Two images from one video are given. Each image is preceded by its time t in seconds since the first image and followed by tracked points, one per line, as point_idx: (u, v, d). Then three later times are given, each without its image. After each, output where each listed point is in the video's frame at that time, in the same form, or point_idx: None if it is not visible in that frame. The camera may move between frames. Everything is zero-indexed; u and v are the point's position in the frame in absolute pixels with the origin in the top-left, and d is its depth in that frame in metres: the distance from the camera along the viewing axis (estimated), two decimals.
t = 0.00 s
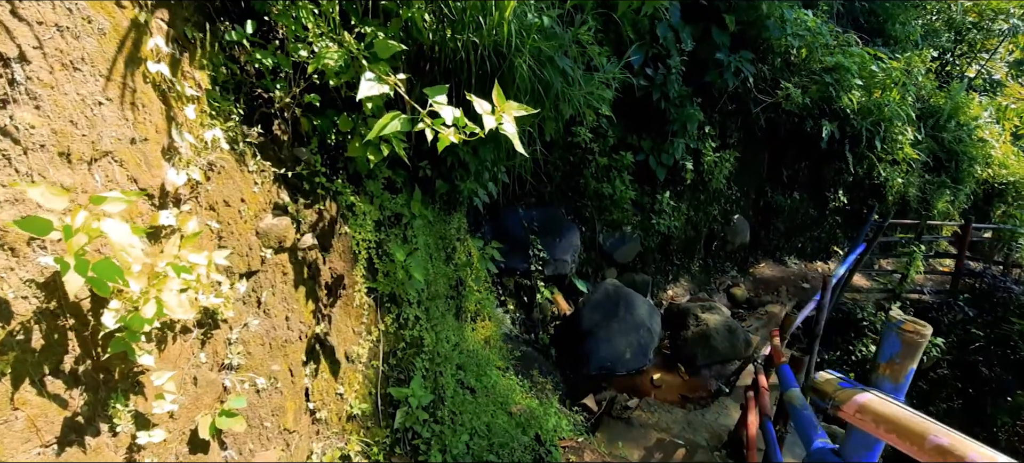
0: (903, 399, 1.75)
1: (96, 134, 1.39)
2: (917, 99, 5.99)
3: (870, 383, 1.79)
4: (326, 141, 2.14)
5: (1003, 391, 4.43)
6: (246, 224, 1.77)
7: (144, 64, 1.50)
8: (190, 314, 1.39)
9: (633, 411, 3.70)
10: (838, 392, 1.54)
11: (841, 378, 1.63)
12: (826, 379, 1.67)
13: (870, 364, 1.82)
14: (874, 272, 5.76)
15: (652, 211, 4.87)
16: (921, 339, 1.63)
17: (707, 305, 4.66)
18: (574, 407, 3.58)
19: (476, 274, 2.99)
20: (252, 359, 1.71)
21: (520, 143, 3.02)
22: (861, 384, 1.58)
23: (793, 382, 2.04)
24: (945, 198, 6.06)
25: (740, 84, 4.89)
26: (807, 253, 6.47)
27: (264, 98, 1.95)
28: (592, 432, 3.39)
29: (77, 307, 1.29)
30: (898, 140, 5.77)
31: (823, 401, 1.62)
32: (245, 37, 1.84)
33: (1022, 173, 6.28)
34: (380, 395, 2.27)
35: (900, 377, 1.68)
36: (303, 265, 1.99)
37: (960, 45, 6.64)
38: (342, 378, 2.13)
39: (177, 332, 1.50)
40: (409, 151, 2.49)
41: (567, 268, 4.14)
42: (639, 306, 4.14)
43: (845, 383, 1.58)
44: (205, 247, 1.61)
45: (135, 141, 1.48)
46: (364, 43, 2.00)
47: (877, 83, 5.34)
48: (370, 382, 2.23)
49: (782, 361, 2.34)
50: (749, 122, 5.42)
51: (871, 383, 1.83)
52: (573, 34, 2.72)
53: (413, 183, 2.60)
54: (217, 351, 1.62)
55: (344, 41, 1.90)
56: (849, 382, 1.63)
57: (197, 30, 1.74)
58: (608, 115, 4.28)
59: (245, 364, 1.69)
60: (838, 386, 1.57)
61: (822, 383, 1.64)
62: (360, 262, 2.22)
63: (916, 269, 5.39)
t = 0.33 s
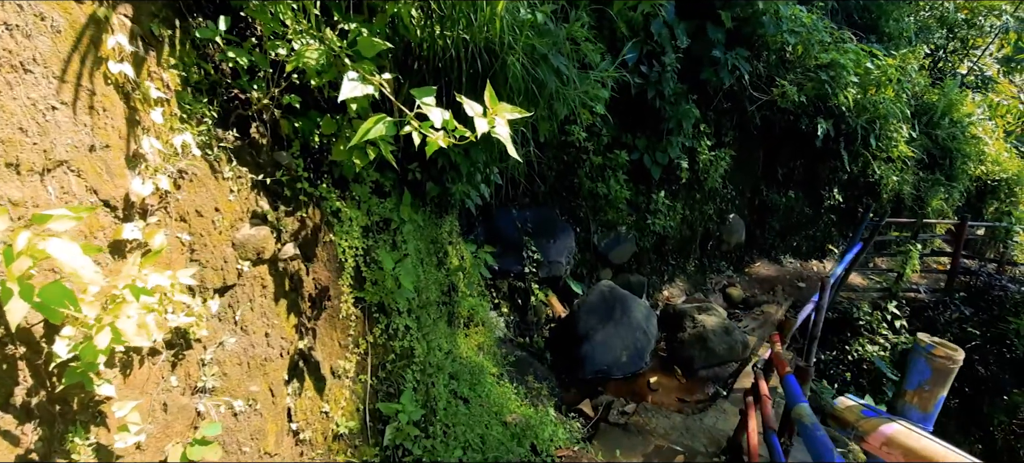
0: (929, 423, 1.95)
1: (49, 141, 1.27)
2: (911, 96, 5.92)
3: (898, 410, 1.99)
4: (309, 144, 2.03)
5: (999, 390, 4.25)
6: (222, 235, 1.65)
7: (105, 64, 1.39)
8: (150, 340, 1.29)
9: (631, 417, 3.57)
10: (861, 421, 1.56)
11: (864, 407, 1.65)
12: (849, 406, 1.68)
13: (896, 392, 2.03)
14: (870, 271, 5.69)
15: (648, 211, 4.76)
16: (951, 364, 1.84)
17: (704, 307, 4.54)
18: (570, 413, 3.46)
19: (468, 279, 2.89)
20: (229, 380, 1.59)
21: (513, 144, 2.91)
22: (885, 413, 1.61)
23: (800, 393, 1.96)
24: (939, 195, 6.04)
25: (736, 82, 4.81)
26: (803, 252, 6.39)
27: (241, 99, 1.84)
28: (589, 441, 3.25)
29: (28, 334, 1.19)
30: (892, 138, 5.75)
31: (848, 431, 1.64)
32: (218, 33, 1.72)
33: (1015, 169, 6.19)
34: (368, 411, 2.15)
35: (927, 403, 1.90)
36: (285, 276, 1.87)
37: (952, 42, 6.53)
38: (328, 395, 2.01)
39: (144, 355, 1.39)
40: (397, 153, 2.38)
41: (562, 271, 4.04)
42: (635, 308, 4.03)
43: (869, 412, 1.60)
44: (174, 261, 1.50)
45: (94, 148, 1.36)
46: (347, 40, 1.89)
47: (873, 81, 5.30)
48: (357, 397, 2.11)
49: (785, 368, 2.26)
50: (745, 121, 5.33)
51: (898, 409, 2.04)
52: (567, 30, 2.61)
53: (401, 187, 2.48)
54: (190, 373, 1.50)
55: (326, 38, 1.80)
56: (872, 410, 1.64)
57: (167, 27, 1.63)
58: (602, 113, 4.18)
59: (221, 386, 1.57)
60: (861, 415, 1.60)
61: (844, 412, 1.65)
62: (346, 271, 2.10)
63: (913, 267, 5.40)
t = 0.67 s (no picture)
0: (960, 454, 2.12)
1: None
2: (906, 94, 5.82)
3: (930, 440, 2.16)
4: (291, 148, 1.92)
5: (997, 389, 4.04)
6: (193, 247, 1.55)
7: (62, 65, 1.29)
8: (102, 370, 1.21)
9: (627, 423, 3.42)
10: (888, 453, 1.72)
11: (888, 438, 1.83)
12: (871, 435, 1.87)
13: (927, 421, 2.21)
14: (866, 270, 5.62)
15: (643, 212, 4.67)
16: (985, 391, 2.02)
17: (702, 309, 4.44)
18: (566, 420, 3.31)
19: (460, 283, 2.81)
20: (202, 403, 1.48)
21: (505, 146, 2.82)
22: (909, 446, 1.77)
23: (807, 407, 1.88)
24: (935, 193, 5.96)
25: (732, 80, 4.72)
26: (799, 252, 6.29)
27: (216, 101, 1.75)
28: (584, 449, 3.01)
29: None
30: (888, 136, 5.69)
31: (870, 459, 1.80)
32: (189, 31, 1.63)
33: (1010, 166, 6.05)
34: (356, 428, 2.00)
35: (959, 433, 2.07)
36: (264, 289, 1.76)
37: (945, 39, 6.36)
38: (313, 412, 1.87)
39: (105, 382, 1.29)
40: (384, 156, 2.28)
41: (558, 273, 3.95)
42: (632, 311, 3.91)
43: (894, 444, 1.78)
44: (137, 277, 1.40)
45: (47, 156, 1.26)
46: (328, 38, 1.79)
47: (869, 78, 5.18)
48: (345, 414, 1.97)
49: (788, 378, 2.17)
50: (741, 120, 5.26)
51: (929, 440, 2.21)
52: (560, 28, 2.51)
53: (390, 191, 2.39)
54: (158, 398, 1.39)
55: (306, 36, 1.70)
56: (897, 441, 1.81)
57: (135, 24, 1.53)
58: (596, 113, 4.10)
59: (194, 409, 1.45)
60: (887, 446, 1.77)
61: (867, 442, 1.82)
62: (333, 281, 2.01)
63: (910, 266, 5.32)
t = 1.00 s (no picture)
0: None
1: None
2: (905, 92, 5.71)
3: None
4: (274, 151, 1.83)
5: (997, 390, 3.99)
6: (165, 258, 1.47)
7: (18, 63, 1.20)
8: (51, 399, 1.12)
9: (625, 429, 3.27)
10: None
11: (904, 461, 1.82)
12: None
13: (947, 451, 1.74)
14: (865, 270, 5.53)
15: (641, 213, 4.58)
16: None
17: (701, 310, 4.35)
18: (563, 424, 3.19)
19: (455, 287, 2.71)
20: (176, 423, 1.40)
21: (499, 147, 2.72)
22: None
23: (815, 420, 1.80)
24: (933, 192, 5.84)
25: (730, 78, 4.65)
26: (797, 252, 6.17)
27: (191, 102, 1.66)
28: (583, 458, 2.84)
29: None
30: (886, 134, 5.62)
31: None
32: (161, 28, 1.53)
33: (1006, 164, 6.02)
34: (343, 443, 1.89)
35: None
36: (244, 300, 1.67)
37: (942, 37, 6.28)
38: (297, 428, 1.76)
39: (66, 405, 1.22)
40: (372, 159, 2.19)
41: (554, 275, 3.84)
42: (630, 313, 3.82)
43: None
44: (101, 292, 1.33)
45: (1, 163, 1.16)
46: (310, 35, 1.70)
47: (866, 76, 5.13)
48: (331, 428, 1.85)
49: (793, 388, 2.09)
50: (738, 120, 5.19)
51: None
52: (555, 26, 2.42)
53: (381, 194, 2.29)
54: (127, 420, 1.32)
55: (286, 33, 1.60)
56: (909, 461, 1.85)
57: (102, 19, 1.43)
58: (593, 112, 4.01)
59: (166, 431, 1.37)
60: None
61: None
62: (321, 289, 1.88)
63: (909, 266, 5.21)
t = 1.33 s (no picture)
0: None
1: None
2: (904, 90, 5.63)
3: None
4: (256, 150, 1.75)
5: (996, 390, 3.92)
6: (136, 265, 1.39)
7: None
8: None
9: (624, 432, 3.14)
10: None
11: None
12: None
13: None
14: (864, 270, 5.44)
15: (638, 212, 4.50)
16: None
17: (699, 311, 4.28)
18: (557, 428, 3.12)
19: (448, 290, 2.62)
20: (147, 440, 1.31)
21: (493, 146, 2.64)
22: None
23: (821, 432, 1.73)
24: (932, 190, 5.75)
25: (727, 76, 4.58)
26: (796, 251, 6.09)
27: (166, 99, 1.59)
28: None
29: None
30: (885, 132, 5.56)
31: None
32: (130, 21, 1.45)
33: (1003, 162, 5.97)
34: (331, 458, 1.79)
35: None
36: (224, 308, 1.57)
37: (938, 35, 6.21)
38: (281, 441, 1.63)
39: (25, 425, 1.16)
40: (361, 158, 2.11)
41: (551, 276, 3.75)
42: (628, 315, 3.74)
43: None
44: (63, 303, 1.25)
45: None
46: (294, 29, 1.62)
47: (864, 74, 5.07)
48: (317, 441, 1.73)
49: (797, 396, 2.03)
50: (736, 118, 5.12)
51: None
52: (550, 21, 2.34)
53: (370, 195, 2.21)
54: (95, 437, 1.25)
55: (267, 27, 1.50)
56: None
57: (66, 12, 1.37)
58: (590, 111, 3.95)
59: (136, 449, 1.28)
60: None
61: None
62: (308, 294, 1.81)
63: (909, 265, 5.11)
